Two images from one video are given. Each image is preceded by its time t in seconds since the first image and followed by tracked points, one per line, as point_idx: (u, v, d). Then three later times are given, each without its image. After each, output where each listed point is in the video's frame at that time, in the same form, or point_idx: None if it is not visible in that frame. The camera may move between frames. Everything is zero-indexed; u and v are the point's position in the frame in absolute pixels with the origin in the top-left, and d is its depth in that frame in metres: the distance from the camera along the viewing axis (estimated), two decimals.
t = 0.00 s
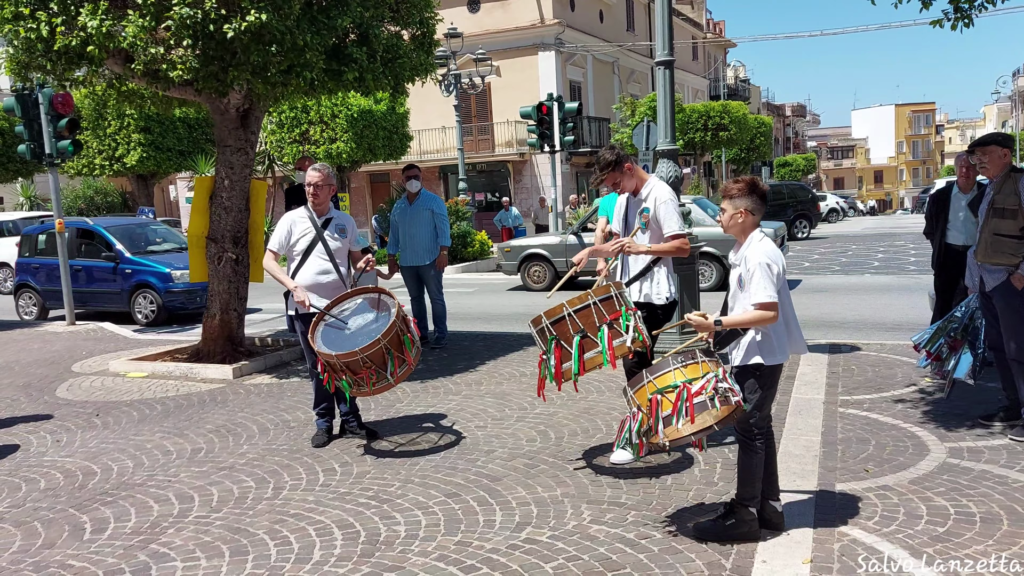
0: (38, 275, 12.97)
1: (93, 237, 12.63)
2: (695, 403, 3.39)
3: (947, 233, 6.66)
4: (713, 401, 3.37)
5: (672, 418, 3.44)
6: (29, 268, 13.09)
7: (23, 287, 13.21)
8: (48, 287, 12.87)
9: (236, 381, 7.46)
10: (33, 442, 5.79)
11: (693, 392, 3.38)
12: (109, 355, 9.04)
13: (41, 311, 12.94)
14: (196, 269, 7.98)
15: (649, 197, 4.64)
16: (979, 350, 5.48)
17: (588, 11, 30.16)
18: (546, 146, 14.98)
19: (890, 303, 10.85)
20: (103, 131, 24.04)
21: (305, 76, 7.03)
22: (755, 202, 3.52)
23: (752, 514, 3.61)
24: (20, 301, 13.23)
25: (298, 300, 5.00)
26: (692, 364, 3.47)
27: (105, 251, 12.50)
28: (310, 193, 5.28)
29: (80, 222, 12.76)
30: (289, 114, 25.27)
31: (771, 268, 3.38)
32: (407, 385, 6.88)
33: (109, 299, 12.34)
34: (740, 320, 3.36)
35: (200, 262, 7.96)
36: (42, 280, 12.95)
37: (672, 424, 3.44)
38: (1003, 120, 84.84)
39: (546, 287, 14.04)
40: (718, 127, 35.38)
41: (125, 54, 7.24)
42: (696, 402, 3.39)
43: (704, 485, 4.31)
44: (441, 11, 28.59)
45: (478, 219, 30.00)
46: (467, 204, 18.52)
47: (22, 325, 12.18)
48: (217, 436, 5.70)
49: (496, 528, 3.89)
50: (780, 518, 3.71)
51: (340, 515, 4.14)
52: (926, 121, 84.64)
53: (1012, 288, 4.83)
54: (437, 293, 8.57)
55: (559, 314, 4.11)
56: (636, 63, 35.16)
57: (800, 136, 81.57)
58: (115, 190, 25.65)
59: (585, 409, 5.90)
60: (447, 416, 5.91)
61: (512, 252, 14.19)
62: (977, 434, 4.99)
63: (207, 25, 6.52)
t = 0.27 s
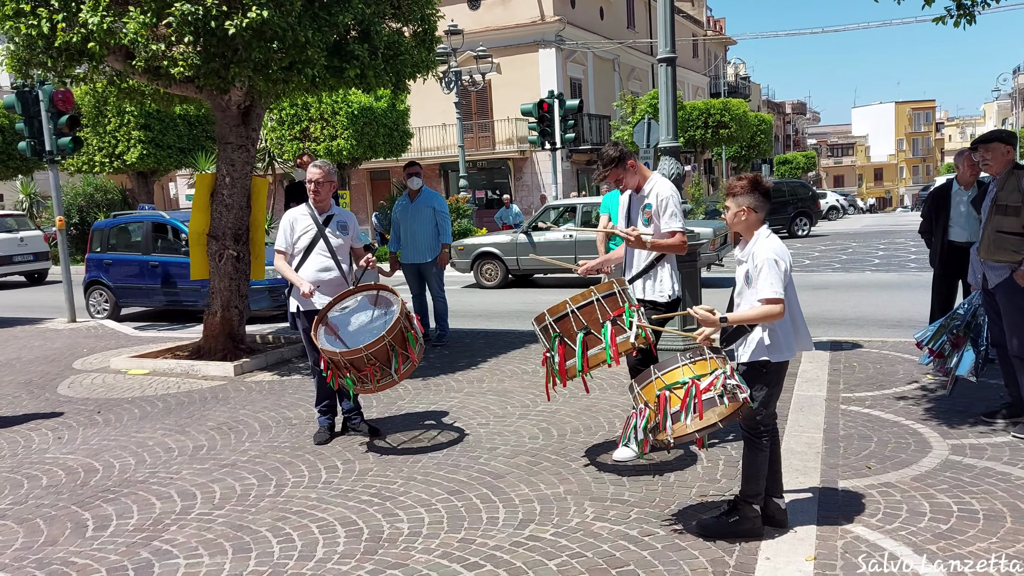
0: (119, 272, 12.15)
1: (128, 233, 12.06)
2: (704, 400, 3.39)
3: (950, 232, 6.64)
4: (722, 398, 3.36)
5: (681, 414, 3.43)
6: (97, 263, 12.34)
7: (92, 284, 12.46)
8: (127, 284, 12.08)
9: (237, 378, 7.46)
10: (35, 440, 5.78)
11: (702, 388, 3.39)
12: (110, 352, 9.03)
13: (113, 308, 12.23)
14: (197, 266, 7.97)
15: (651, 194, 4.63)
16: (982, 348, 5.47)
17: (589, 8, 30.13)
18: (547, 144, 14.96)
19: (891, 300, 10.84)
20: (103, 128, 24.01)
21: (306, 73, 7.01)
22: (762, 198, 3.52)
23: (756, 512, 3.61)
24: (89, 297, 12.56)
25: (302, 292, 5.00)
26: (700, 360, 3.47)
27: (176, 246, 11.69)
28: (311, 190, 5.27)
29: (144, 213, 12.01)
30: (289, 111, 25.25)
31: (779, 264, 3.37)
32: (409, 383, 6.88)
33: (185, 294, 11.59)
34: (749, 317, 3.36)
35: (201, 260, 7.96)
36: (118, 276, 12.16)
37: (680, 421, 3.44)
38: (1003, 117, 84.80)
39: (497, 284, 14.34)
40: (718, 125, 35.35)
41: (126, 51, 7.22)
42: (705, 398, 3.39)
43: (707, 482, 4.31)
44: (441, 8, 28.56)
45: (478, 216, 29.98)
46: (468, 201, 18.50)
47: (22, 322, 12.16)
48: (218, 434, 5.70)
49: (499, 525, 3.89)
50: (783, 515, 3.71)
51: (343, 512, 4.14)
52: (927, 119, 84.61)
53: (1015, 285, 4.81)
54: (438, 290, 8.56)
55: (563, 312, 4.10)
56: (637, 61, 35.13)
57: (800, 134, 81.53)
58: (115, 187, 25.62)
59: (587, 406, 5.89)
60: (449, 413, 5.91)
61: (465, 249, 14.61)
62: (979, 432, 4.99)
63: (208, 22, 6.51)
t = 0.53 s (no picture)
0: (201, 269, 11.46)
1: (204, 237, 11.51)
2: (707, 398, 3.38)
3: (949, 230, 6.63)
4: (724, 395, 3.36)
5: (684, 412, 3.42)
6: (172, 259, 11.69)
7: (169, 281, 11.78)
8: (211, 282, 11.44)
9: (237, 375, 7.45)
10: (34, 437, 5.76)
11: (705, 386, 3.37)
12: (108, 350, 9.02)
13: (192, 307, 11.53)
14: (195, 263, 7.96)
15: (651, 192, 4.62)
16: (981, 345, 5.48)
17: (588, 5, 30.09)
18: (546, 141, 14.94)
19: (890, 298, 10.84)
20: (101, 124, 23.95)
21: (305, 69, 6.99)
22: (764, 196, 3.50)
23: (756, 509, 3.61)
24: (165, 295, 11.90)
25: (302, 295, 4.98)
26: (703, 358, 3.46)
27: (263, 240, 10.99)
28: (311, 187, 5.26)
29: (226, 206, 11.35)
30: (288, 108, 25.21)
31: (781, 262, 3.37)
32: (408, 380, 6.87)
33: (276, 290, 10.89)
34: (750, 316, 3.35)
35: (200, 256, 7.94)
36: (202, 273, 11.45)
37: (683, 418, 3.43)
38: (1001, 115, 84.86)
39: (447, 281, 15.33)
40: (717, 122, 35.34)
41: (125, 47, 7.20)
42: (708, 396, 3.38)
43: (707, 479, 4.31)
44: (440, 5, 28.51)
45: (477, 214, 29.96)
46: (467, 199, 18.48)
47: (20, 319, 12.13)
48: (218, 431, 5.69)
49: (499, 522, 3.89)
50: (783, 512, 3.71)
51: (343, 509, 4.13)
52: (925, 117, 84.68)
53: (1015, 283, 4.81)
54: (438, 288, 8.56)
55: (563, 309, 4.12)
56: (636, 58, 35.10)
57: (799, 131, 81.55)
58: (113, 183, 25.56)
59: (587, 404, 5.89)
60: (448, 410, 5.90)
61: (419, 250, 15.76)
62: (978, 429, 4.99)
63: (208, 18, 6.49)
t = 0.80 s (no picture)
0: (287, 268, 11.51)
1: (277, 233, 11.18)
2: (707, 396, 3.38)
3: (948, 228, 6.65)
4: (724, 393, 3.37)
5: (684, 411, 3.42)
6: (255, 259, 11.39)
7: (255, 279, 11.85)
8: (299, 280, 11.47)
9: (235, 373, 7.44)
10: (31, 434, 5.75)
11: (705, 384, 3.38)
12: (106, 347, 9.00)
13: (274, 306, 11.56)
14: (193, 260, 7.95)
15: (650, 190, 4.62)
16: (980, 345, 5.49)
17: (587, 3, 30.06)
18: (545, 139, 14.93)
19: (888, 297, 10.85)
20: (99, 121, 23.92)
21: (305, 66, 6.99)
22: (766, 195, 3.50)
23: (755, 508, 3.61)
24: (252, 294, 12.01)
25: (300, 292, 5.03)
26: (702, 356, 3.46)
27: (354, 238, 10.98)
28: (311, 184, 5.25)
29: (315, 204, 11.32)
30: (286, 106, 25.18)
31: (780, 261, 3.37)
32: (407, 378, 6.87)
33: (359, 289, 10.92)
34: (749, 315, 3.36)
35: (198, 254, 7.92)
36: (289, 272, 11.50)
37: (684, 417, 3.41)
38: (999, 115, 84.96)
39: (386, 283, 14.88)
40: (716, 121, 35.35)
41: (123, 43, 7.19)
42: (708, 394, 3.38)
43: (706, 478, 4.31)
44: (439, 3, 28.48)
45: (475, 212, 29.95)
46: (465, 197, 18.46)
47: (18, 316, 12.12)
48: (216, 429, 5.68)
49: (498, 521, 3.89)
50: (782, 512, 3.71)
51: (341, 507, 4.13)
52: (923, 116, 84.79)
53: (1014, 283, 4.82)
54: (436, 286, 8.57)
55: (563, 308, 4.12)
56: (635, 57, 35.07)
57: (797, 131, 81.60)
58: (111, 180, 25.53)
59: (586, 402, 5.89)
60: (447, 408, 5.90)
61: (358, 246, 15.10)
62: (976, 429, 5.00)
63: (207, 15, 6.48)
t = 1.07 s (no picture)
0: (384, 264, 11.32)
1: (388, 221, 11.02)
2: (704, 396, 3.38)
3: (944, 228, 6.64)
4: (721, 393, 3.36)
5: (681, 411, 3.42)
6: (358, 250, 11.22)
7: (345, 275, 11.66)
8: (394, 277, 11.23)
9: (232, 371, 7.43)
10: (28, 432, 5.74)
11: (702, 384, 3.37)
12: (103, 344, 8.99)
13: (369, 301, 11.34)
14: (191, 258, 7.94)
15: (650, 191, 4.62)
16: (977, 344, 5.50)
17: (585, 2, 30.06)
18: (542, 138, 14.93)
19: (885, 296, 10.87)
20: (95, 119, 23.86)
21: (303, 64, 6.98)
22: (764, 194, 3.50)
23: (752, 506, 3.61)
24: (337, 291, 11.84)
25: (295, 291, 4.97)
26: (699, 356, 3.46)
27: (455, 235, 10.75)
28: (309, 182, 5.25)
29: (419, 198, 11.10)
30: (283, 103, 25.15)
31: (778, 261, 3.38)
32: (404, 376, 6.87)
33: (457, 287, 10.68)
34: (749, 312, 3.35)
35: (195, 252, 7.90)
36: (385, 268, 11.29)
37: (680, 417, 3.43)
38: (995, 115, 85.09)
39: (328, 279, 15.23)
40: (713, 120, 35.36)
41: (120, 41, 7.17)
42: (705, 394, 3.37)
43: (703, 476, 4.32)
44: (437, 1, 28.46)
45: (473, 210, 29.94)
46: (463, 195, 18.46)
47: (15, 314, 12.10)
48: (214, 427, 5.68)
49: (496, 519, 3.89)
50: (780, 510, 3.72)
51: (339, 505, 4.13)
52: (920, 116, 84.94)
53: (1011, 282, 4.83)
54: (434, 284, 8.56)
55: (562, 308, 4.11)
56: (632, 56, 35.07)
57: (794, 131, 81.69)
58: (107, 177, 25.47)
59: (583, 401, 5.89)
60: (444, 407, 5.90)
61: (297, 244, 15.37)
62: (973, 428, 5.01)
63: (205, 12, 6.47)
